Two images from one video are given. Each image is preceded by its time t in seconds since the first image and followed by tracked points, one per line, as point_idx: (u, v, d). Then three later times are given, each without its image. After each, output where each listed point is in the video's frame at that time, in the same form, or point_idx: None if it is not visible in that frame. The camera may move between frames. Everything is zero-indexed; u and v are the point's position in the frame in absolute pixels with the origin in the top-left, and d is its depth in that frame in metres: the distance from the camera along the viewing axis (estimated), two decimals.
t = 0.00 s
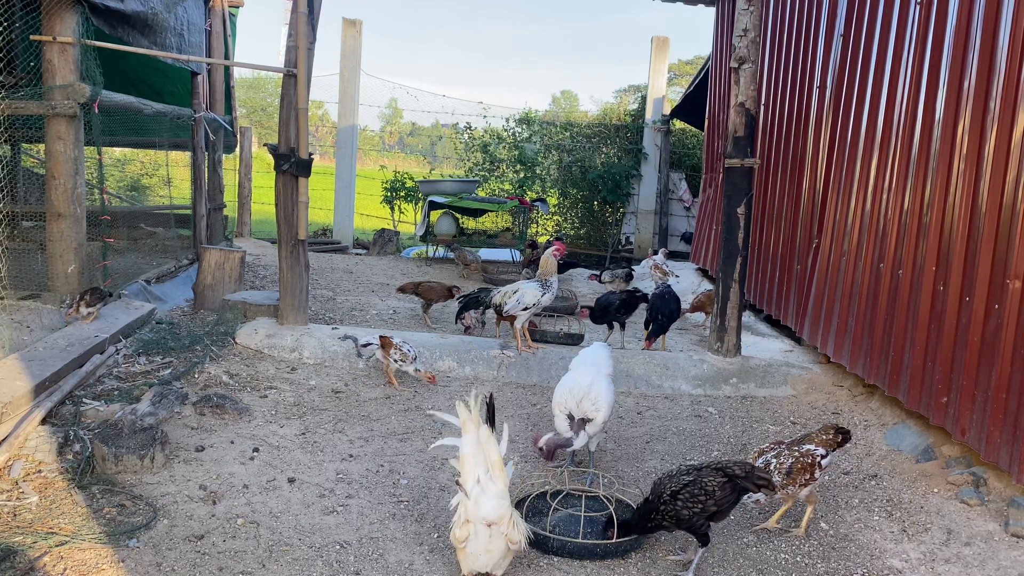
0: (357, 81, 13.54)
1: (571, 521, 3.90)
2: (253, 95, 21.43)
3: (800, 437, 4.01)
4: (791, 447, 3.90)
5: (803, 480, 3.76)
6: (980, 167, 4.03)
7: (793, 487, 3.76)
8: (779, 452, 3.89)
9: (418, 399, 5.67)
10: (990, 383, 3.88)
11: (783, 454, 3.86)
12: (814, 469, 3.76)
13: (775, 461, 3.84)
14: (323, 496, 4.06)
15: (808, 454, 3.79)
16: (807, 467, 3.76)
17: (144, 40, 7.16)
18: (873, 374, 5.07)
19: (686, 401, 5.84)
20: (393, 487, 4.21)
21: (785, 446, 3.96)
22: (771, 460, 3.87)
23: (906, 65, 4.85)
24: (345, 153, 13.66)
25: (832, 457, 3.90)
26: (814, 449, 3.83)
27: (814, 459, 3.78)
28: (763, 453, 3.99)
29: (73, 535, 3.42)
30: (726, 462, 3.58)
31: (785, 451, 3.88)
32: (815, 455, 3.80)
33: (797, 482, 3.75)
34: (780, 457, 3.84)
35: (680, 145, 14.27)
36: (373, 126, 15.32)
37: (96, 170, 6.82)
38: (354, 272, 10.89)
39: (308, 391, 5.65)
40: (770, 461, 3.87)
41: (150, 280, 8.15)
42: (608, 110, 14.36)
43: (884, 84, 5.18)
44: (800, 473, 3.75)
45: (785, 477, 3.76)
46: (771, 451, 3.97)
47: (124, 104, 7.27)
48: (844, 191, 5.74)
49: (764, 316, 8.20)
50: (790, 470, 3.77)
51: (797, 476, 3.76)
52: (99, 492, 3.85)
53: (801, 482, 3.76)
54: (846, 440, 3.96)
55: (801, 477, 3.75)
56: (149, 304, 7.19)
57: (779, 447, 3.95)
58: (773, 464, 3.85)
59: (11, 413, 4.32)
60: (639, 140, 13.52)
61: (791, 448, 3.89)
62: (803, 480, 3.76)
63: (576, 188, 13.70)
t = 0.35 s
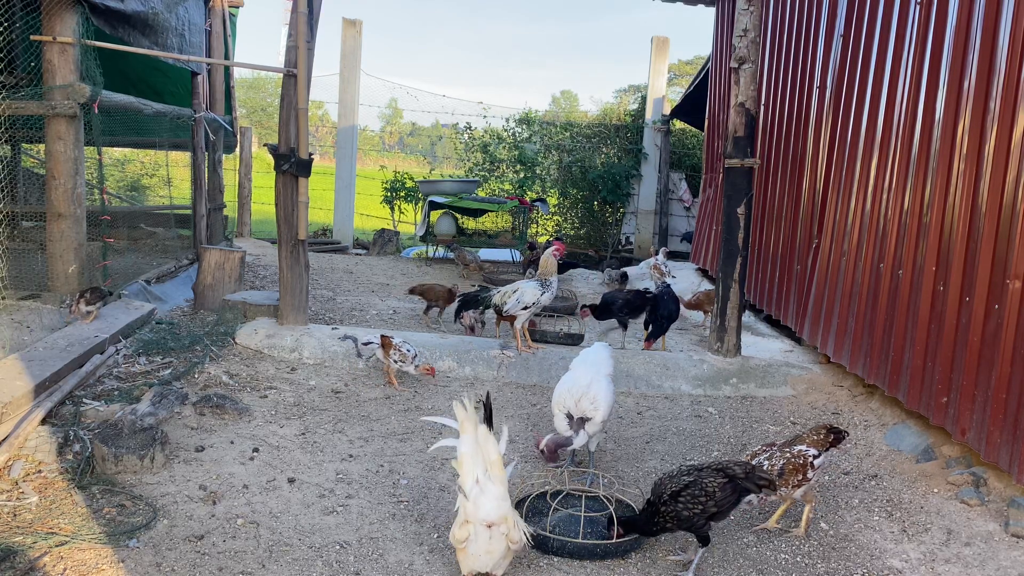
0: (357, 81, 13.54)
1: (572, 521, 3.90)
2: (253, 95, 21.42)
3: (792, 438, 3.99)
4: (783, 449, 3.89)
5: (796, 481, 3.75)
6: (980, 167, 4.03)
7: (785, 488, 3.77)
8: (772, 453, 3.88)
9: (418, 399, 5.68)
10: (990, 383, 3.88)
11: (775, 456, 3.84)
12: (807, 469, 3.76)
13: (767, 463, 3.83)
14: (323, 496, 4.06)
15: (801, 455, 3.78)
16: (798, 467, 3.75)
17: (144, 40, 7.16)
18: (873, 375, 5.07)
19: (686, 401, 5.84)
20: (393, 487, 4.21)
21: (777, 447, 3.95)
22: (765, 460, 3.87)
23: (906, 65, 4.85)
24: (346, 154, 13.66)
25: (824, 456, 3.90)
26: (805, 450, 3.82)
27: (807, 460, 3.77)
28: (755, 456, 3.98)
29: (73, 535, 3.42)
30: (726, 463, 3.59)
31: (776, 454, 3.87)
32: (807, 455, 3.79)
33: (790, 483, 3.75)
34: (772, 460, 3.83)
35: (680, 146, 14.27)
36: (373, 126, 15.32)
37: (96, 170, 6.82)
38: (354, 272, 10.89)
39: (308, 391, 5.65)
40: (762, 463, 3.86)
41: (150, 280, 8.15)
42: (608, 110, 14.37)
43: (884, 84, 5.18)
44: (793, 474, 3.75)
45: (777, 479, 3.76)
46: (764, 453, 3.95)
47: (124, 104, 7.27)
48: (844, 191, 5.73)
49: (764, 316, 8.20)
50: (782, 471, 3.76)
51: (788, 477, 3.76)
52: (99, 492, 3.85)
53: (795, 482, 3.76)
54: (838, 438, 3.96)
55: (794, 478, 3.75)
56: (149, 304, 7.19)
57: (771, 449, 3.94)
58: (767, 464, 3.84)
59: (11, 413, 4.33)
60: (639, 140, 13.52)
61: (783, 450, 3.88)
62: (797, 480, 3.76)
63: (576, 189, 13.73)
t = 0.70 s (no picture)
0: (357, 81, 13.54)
1: (572, 521, 3.91)
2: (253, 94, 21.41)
3: (791, 438, 4.00)
4: (781, 451, 3.88)
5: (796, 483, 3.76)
6: (980, 167, 4.03)
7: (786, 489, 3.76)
8: (770, 456, 3.88)
9: (418, 399, 5.68)
10: (990, 384, 3.88)
11: (774, 458, 3.84)
12: (806, 470, 3.76)
13: (766, 465, 3.83)
14: (323, 496, 4.06)
15: (799, 457, 3.78)
16: (797, 468, 3.75)
17: (144, 40, 7.16)
18: (873, 375, 5.07)
19: (686, 401, 5.83)
20: (393, 487, 4.21)
21: (775, 448, 3.96)
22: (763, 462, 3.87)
23: (905, 65, 4.85)
24: (346, 153, 13.66)
25: (824, 457, 3.91)
26: (804, 451, 3.82)
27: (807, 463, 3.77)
28: (754, 456, 3.98)
29: (73, 535, 3.42)
30: (725, 465, 3.59)
31: (775, 455, 3.86)
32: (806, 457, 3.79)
33: (789, 483, 3.75)
34: (771, 462, 3.82)
35: (680, 146, 14.27)
36: (373, 126, 15.32)
37: (97, 170, 6.82)
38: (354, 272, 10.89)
39: (308, 391, 5.65)
40: (761, 464, 3.86)
41: (150, 280, 8.15)
42: (608, 110, 14.37)
43: (884, 84, 5.18)
44: (791, 475, 3.75)
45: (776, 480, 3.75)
46: (762, 455, 3.94)
47: (124, 104, 7.28)
48: (844, 191, 5.73)
49: (764, 316, 8.20)
50: (781, 472, 3.76)
51: (787, 478, 3.75)
52: (99, 492, 3.85)
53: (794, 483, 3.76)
54: (837, 438, 3.97)
55: (793, 479, 3.75)
56: (149, 304, 7.19)
57: (769, 451, 3.93)
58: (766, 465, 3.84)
59: (11, 412, 4.33)
60: (639, 140, 13.52)
61: (781, 451, 3.88)
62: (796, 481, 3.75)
63: (576, 188, 13.75)
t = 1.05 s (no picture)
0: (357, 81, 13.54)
1: (572, 521, 3.90)
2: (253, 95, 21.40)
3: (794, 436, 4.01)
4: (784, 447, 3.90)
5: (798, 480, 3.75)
6: (980, 168, 4.03)
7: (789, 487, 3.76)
8: (774, 450, 3.90)
9: (418, 399, 5.68)
10: (990, 384, 3.88)
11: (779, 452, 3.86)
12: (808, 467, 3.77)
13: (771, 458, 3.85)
14: (323, 496, 4.06)
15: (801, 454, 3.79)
16: (802, 465, 3.76)
17: (144, 41, 7.16)
18: (873, 375, 5.07)
19: (686, 401, 5.84)
20: (393, 487, 4.21)
21: (779, 445, 3.97)
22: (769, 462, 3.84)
23: (906, 66, 4.85)
24: (346, 153, 13.66)
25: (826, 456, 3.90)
26: (808, 447, 3.83)
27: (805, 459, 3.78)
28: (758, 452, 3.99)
29: (73, 536, 3.42)
30: (725, 466, 3.61)
31: (780, 450, 3.89)
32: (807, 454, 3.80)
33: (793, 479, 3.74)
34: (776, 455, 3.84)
35: (680, 145, 14.28)
36: (373, 126, 15.32)
37: (96, 170, 6.82)
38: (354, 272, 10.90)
39: (308, 391, 5.65)
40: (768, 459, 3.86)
41: (150, 280, 8.15)
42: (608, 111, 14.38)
43: (884, 84, 5.18)
44: (796, 471, 3.75)
45: (781, 476, 3.75)
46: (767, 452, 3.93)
47: (124, 104, 7.28)
48: (844, 191, 5.73)
49: (764, 316, 8.20)
50: (785, 468, 3.76)
51: (792, 474, 3.75)
52: (99, 492, 3.85)
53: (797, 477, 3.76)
54: (840, 437, 3.96)
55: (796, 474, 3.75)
56: (149, 304, 7.19)
57: (773, 446, 3.97)
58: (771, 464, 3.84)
59: (11, 413, 4.33)
60: (640, 140, 13.53)
61: (785, 447, 3.90)
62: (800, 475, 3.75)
63: (576, 188, 13.75)
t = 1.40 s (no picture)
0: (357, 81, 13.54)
1: (571, 521, 3.90)
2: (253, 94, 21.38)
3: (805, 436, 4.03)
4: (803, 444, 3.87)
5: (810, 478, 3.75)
6: (980, 168, 4.03)
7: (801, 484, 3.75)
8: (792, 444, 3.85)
9: (418, 399, 5.68)
10: (990, 384, 3.88)
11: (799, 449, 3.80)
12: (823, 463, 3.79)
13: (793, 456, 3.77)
14: (323, 496, 4.06)
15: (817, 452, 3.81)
16: (820, 462, 3.77)
17: (144, 41, 7.17)
18: (873, 375, 5.07)
19: (686, 401, 5.84)
20: (393, 487, 4.21)
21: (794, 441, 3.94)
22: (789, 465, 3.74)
23: (905, 66, 4.85)
24: (346, 154, 13.66)
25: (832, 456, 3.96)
26: (823, 446, 3.87)
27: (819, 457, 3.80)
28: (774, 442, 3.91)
29: (73, 536, 3.42)
30: (726, 465, 3.59)
31: (799, 445, 3.83)
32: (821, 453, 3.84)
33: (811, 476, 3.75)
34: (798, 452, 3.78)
35: (680, 146, 14.29)
36: (373, 126, 15.33)
37: (96, 170, 6.83)
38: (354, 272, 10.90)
39: (308, 391, 5.66)
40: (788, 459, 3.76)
41: (150, 280, 8.14)
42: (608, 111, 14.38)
43: (884, 84, 5.18)
44: (815, 467, 3.75)
45: (802, 470, 3.73)
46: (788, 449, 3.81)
47: (124, 104, 7.28)
48: (844, 191, 5.73)
49: (763, 316, 8.20)
50: (807, 464, 3.75)
51: (812, 470, 3.74)
52: (99, 492, 3.85)
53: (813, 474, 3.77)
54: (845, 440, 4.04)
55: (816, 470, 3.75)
56: (149, 304, 7.19)
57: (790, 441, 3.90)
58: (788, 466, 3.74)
59: (11, 413, 4.33)
60: (640, 140, 13.54)
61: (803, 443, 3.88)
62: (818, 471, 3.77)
63: (576, 189, 13.75)
